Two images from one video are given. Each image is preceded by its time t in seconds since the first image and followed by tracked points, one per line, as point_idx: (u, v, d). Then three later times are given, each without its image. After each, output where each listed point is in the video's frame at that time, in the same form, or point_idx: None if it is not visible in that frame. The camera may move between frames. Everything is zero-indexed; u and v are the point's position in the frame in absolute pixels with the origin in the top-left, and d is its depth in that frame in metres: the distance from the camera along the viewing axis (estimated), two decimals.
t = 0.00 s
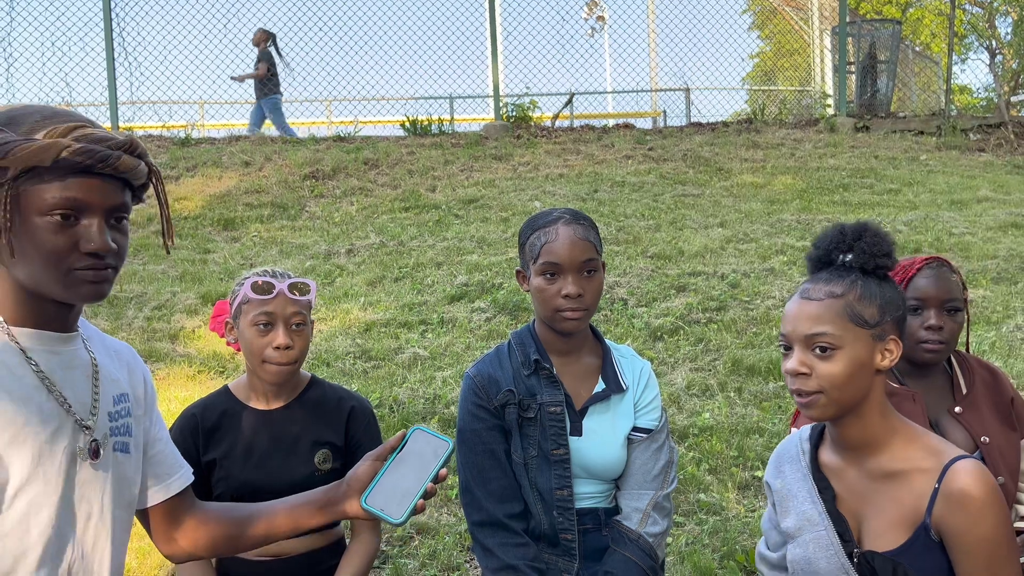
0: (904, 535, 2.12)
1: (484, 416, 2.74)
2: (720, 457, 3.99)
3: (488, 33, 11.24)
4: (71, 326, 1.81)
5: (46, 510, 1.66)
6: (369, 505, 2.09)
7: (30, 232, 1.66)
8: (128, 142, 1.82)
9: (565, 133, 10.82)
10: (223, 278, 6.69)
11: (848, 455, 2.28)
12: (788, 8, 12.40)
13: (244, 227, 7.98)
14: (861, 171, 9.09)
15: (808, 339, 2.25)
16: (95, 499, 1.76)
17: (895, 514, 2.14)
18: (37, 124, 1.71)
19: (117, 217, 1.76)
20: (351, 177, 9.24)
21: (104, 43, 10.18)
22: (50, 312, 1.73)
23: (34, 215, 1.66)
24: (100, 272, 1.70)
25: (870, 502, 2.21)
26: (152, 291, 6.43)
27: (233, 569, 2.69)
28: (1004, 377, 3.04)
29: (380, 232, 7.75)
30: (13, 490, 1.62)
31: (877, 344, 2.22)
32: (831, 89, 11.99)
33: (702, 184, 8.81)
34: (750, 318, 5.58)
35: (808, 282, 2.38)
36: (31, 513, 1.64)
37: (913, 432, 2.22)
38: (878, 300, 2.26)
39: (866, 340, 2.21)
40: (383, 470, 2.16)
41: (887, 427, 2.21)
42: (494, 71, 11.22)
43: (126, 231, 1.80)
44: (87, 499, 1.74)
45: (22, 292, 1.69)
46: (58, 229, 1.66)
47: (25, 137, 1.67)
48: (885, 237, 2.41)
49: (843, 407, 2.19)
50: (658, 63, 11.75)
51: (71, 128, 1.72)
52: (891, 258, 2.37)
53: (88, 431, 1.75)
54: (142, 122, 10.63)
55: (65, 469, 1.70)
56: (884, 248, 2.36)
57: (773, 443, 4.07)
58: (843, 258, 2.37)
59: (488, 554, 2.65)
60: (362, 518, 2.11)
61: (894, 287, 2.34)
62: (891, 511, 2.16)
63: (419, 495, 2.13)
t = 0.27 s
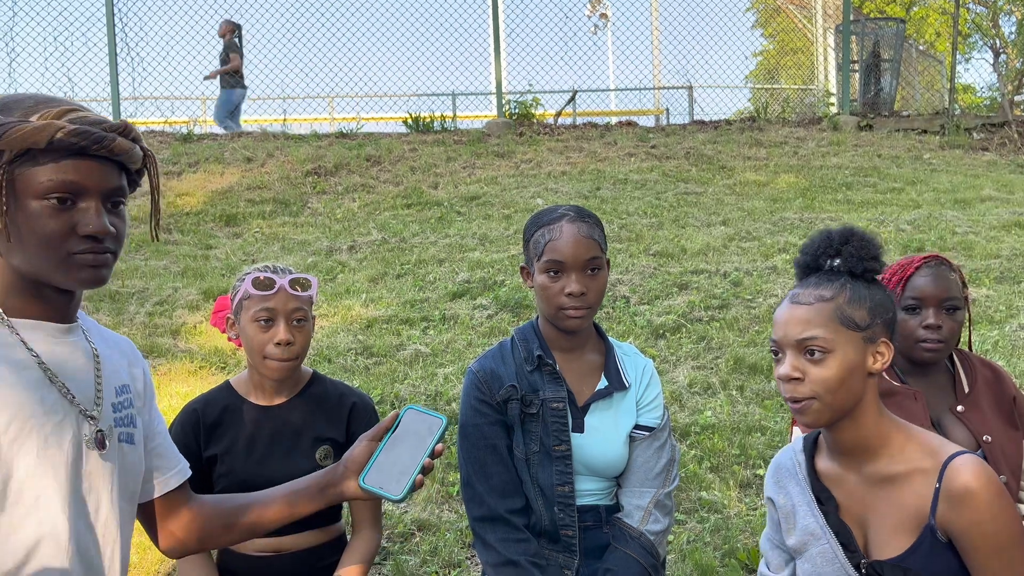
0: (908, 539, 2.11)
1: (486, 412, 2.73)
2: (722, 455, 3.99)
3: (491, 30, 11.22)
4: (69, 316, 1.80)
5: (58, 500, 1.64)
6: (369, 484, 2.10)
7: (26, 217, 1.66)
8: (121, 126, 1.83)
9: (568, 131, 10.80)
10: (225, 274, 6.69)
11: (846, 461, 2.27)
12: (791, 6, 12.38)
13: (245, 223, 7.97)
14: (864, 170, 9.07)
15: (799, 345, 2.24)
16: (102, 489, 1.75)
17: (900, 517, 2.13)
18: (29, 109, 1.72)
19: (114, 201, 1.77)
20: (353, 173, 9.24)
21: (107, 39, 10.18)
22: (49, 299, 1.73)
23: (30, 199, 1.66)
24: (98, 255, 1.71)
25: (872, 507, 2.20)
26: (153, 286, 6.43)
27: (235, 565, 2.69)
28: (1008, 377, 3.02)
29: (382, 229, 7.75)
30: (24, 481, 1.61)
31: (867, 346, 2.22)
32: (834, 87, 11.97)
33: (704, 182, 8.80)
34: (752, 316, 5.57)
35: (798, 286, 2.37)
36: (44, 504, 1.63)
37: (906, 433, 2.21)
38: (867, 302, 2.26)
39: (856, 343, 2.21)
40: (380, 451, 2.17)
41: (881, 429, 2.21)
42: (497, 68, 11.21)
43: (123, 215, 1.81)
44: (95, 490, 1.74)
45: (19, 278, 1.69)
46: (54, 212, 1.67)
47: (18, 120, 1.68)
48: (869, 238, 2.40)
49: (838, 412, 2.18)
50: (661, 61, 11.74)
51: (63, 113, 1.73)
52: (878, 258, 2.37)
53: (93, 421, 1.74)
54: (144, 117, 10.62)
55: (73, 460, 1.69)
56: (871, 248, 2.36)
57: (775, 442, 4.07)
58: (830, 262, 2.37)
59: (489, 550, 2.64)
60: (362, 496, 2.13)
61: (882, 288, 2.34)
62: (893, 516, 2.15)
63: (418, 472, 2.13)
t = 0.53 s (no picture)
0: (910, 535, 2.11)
1: (490, 407, 2.72)
2: (724, 452, 3.98)
3: (495, 27, 11.21)
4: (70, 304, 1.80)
5: (52, 489, 1.65)
6: (368, 490, 2.06)
7: (16, 208, 1.65)
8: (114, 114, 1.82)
9: (572, 127, 10.79)
10: (227, 268, 6.68)
11: (851, 458, 2.26)
12: (796, 4, 12.36)
13: (248, 218, 7.97)
14: (868, 168, 9.05)
15: (796, 342, 2.23)
16: (102, 477, 1.75)
17: (905, 513, 2.12)
18: (21, 98, 1.71)
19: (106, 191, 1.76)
20: (356, 169, 9.23)
21: (111, 33, 10.18)
22: (43, 290, 1.73)
23: (21, 191, 1.66)
24: (89, 246, 1.70)
25: (877, 504, 2.19)
26: (156, 280, 6.43)
27: (236, 558, 2.68)
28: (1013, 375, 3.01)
29: (385, 225, 7.74)
30: (18, 469, 1.62)
31: (866, 343, 2.20)
32: (838, 85, 11.95)
33: (708, 179, 8.79)
34: (755, 313, 5.56)
35: (798, 283, 2.36)
36: (38, 492, 1.63)
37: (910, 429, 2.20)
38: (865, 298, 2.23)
39: (854, 339, 2.19)
40: (381, 452, 2.15)
41: (882, 425, 2.19)
42: (500, 64, 11.20)
43: (117, 205, 1.80)
44: (94, 478, 1.73)
45: (12, 270, 1.69)
46: (45, 203, 1.66)
47: (8, 111, 1.67)
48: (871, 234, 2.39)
49: (837, 409, 2.17)
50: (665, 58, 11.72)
51: (53, 102, 1.72)
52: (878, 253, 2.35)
53: (93, 409, 1.74)
54: (147, 112, 10.62)
55: (70, 448, 1.69)
56: (871, 244, 2.34)
57: (778, 439, 4.06)
58: (832, 258, 2.36)
59: (492, 545, 2.63)
60: (359, 501, 2.09)
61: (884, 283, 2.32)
62: (897, 513, 2.14)
63: (418, 479, 2.12)
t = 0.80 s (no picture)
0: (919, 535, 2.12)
1: (494, 405, 2.73)
2: (727, 451, 3.98)
3: (498, 25, 11.21)
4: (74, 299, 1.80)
5: (58, 482, 1.65)
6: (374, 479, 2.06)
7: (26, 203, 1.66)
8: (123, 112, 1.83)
9: (574, 126, 10.79)
10: (230, 266, 6.69)
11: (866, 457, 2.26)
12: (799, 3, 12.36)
13: (251, 215, 7.97)
14: (871, 167, 9.05)
15: (806, 342, 2.25)
16: (109, 470, 1.75)
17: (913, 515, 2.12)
18: (33, 95, 1.73)
19: (114, 188, 1.77)
20: (358, 167, 9.24)
21: (114, 30, 10.18)
22: (49, 285, 1.73)
23: (30, 185, 1.67)
24: (96, 241, 1.71)
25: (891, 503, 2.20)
26: (159, 277, 6.43)
27: (239, 553, 2.69)
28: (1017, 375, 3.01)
29: (388, 222, 7.75)
30: (23, 462, 1.63)
31: (879, 343, 2.18)
32: (841, 84, 11.94)
33: (710, 178, 8.79)
34: (758, 312, 5.56)
35: (816, 282, 2.36)
36: (43, 484, 1.64)
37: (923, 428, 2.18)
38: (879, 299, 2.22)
39: (864, 340, 2.18)
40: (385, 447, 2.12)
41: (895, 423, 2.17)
42: (503, 63, 11.20)
43: (123, 202, 1.81)
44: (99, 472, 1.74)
45: (19, 264, 1.70)
46: (56, 200, 1.67)
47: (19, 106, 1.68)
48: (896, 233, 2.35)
49: (843, 408, 2.18)
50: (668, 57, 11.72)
51: (65, 99, 1.73)
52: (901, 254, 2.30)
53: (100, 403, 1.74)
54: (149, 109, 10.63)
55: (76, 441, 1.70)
56: (890, 243, 2.31)
57: (780, 438, 4.07)
58: (855, 255, 2.35)
59: (496, 543, 2.63)
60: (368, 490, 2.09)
61: (905, 282, 2.28)
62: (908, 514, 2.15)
63: (428, 465, 2.10)
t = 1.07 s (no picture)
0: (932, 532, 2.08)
1: (500, 403, 2.72)
2: (731, 451, 3.97)
3: (502, 23, 11.19)
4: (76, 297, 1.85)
5: (60, 477, 1.70)
6: (417, 442, 2.22)
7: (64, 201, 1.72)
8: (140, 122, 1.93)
9: (578, 124, 10.76)
10: (234, 264, 6.68)
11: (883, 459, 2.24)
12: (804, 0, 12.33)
13: (254, 213, 7.96)
14: (876, 166, 9.01)
15: (822, 352, 2.22)
16: (110, 465, 1.81)
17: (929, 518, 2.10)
18: (69, 96, 1.79)
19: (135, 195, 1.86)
20: (362, 165, 9.22)
21: (118, 27, 10.17)
22: (59, 280, 1.77)
23: (69, 184, 1.72)
24: (122, 244, 1.80)
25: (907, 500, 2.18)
26: (162, 275, 6.43)
27: (242, 552, 2.69)
28: None
29: (391, 221, 7.73)
30: (24, 457, 1.67)
31: (896, 351, 2.17)
32: (846, 83, 11.90)
33: (715, 177, 8.76)
34: (763, 312, 5.54)
35: (832, 288, 2.34)
36: (44, 478, 1.69)
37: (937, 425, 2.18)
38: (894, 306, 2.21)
39: (881, 349, 2.17)
40: (426, 415, 2.29)
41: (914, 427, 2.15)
42: (507, 61, 11.17)
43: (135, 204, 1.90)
44: (101, 467, 1.79)
45: (38, 257, 1.73)
46: (94, 199, 1.75)
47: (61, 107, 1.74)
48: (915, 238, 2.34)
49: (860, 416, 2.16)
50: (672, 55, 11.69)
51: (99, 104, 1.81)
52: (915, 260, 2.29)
53: (100, 399, 1.80)
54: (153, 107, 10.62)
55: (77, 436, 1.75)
56: (906, 247, 2.29)
57: (785, 438, 4.05)
58: (870, 258, 2.34)
59: (499, 542, 2.63)
60: (411, 454, 2.25)
61: (923, 287, 2.26)
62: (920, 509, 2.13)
63: (467, 428, 2.28)
